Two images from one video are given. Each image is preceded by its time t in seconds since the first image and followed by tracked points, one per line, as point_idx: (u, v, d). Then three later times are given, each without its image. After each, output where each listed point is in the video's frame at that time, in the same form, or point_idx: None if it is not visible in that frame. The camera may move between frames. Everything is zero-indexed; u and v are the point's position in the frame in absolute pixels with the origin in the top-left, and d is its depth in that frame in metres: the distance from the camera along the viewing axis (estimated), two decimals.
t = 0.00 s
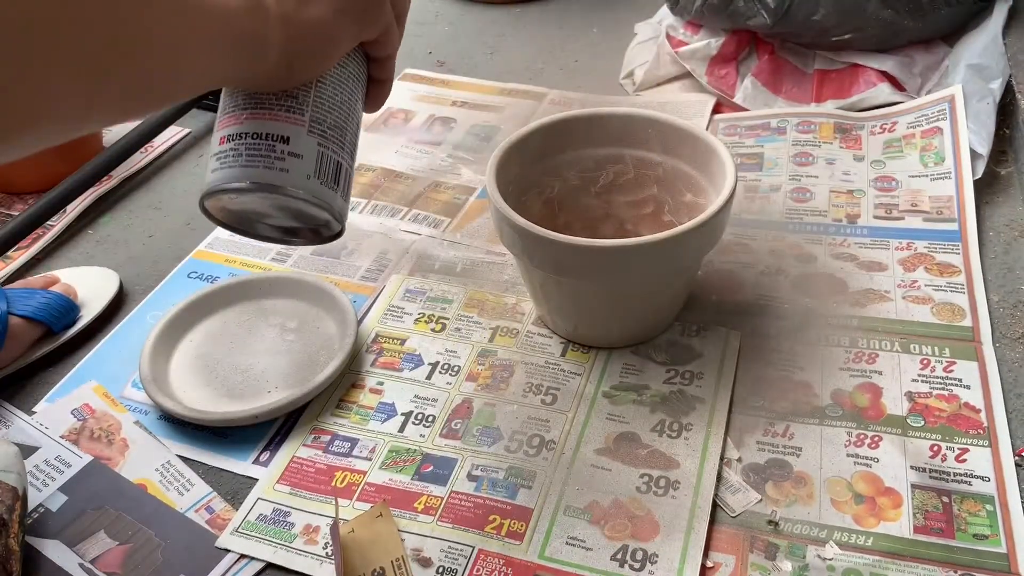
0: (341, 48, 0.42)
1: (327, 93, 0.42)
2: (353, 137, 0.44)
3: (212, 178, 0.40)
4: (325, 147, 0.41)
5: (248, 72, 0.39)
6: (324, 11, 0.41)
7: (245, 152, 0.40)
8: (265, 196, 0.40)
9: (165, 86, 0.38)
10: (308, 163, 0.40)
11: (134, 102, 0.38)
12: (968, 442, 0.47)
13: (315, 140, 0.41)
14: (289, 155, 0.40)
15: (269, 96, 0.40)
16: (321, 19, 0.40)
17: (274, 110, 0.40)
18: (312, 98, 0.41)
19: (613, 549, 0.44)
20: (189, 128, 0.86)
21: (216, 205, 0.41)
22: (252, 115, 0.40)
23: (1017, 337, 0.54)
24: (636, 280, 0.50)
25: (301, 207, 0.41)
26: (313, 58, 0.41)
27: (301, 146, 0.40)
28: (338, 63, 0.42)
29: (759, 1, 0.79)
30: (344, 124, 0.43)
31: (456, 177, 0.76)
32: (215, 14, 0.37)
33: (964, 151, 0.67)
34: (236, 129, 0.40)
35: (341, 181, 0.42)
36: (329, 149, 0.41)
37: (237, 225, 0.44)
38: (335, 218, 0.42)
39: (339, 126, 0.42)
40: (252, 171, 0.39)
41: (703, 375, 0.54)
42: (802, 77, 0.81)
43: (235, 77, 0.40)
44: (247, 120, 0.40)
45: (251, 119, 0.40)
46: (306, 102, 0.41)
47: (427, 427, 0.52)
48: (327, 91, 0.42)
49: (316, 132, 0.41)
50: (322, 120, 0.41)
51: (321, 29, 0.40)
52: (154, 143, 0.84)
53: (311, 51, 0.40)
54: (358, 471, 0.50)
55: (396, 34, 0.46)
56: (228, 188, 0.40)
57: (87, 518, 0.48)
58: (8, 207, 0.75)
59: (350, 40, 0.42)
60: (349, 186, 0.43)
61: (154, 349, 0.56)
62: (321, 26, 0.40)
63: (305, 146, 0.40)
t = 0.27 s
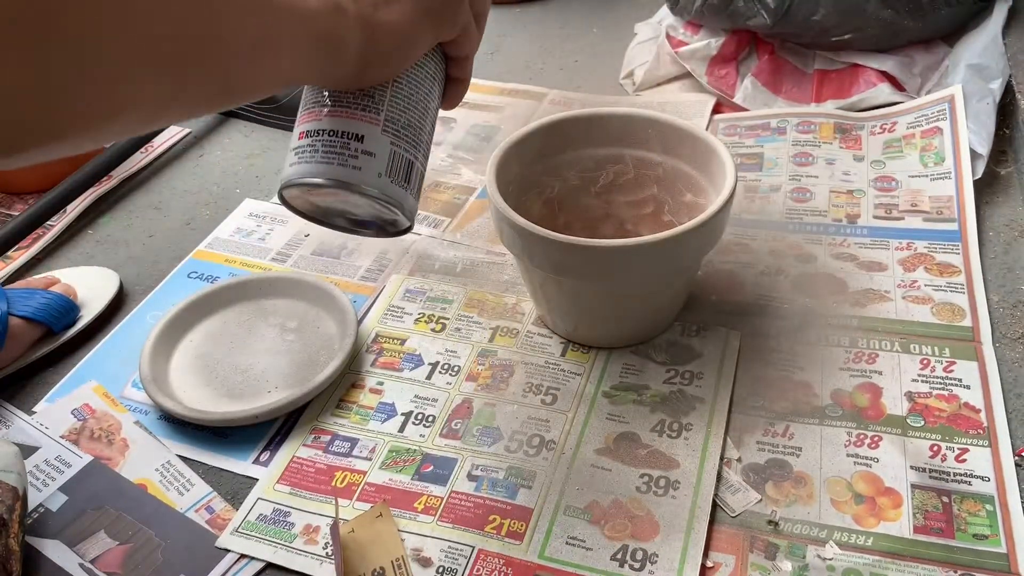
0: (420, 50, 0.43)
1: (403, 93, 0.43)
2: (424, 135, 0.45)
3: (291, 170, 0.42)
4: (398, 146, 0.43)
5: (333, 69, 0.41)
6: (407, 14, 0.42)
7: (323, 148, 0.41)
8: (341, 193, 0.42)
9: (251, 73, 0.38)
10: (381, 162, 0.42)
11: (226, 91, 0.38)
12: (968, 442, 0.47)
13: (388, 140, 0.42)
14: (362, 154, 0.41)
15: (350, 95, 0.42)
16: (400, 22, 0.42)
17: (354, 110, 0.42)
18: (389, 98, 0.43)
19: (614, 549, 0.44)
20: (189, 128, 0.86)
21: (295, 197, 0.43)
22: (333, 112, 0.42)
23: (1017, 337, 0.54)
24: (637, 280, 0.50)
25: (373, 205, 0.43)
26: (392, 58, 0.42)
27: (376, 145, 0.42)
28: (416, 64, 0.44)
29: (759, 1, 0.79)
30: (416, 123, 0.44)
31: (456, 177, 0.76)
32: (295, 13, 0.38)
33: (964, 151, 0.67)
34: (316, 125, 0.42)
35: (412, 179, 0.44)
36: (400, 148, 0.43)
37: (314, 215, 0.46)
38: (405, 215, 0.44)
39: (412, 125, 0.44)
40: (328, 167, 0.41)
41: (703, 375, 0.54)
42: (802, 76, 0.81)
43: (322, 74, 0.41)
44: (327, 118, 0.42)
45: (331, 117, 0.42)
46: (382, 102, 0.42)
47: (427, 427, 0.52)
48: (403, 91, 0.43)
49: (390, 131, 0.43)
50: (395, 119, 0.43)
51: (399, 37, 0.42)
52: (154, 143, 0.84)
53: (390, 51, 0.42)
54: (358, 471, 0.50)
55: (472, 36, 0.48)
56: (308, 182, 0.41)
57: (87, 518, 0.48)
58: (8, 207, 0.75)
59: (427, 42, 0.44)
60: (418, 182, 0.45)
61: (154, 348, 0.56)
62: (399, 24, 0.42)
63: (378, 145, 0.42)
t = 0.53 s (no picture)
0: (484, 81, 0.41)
1: (457, 120, 0.44)
2: (469, 167, 0.45)
3: (326, 163, 0.43)
4: (434, 172, 0.43)
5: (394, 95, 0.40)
6: (480, 47, 0.40)
7: (360, 154, 0.42)
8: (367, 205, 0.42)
9: (291, 99, 0.36)
10: (411, 182, 0.43)
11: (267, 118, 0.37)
12: (968, 442, 0.47)
13: (427, 163, 0.43)
14: (394, 172, 0.42)
15: (408, 113, 0.42)
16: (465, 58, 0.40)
17: (405, 125, 0.42)
18: (439, 123, 0.43)
19: (614, 549, 0.44)
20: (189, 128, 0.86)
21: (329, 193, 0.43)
22: (389, 124, 0.42)
23: (1017, 337, 0.54)
24: (636, 280, 0.50)
25: (391, 221, 0.43)
26: (455, 81, 0.40)
27: (410, 165, 0.42)
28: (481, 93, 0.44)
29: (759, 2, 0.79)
30: (463, 151, 0.45)
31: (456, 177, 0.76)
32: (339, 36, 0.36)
33: (964, 151, 0.67)
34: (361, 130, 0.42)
35: (440, 207, 0.44)
36: (436, 172, 0.43)
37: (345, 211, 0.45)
38: (425, 238, 0.44)
39: (457, 152, 0.44)
40: (361, 176, 0.42)
41: (703, 375, 0.54)
42: (802, 76, 0.81)
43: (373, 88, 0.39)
44: (378, 125, 0.42)
45: (383, 128, 0.42)
46: (432, 124, 0.43)
47: (426, 427, 0.52)
48: (459, 118, 0.44)
49: (430, 154, 0.43)
50: (441, 144, 0.43)
51: (463, 63, 0.40)
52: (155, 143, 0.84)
53: (449, 73, 0.40)
54: (358, 471, 0.50)
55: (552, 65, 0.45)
56: (337, 182, 0.42)
57: (87, 518, 0.48)
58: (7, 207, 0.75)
59: (493, 76, 0.41)
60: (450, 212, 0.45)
61: (154, 349, 0.56)
62: (462, 60, 0.40)
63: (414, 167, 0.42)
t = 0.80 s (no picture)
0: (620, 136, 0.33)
1: (582, 177, 0.35)
2: (589, 229, 0.36)
3: (421, 223, 0.34)
4: (552, 238, 0.34)
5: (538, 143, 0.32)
6: (617, 102, 0.32)
7: (469, 215, 0.33)
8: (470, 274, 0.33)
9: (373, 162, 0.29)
10: (527, 251, 0.33)
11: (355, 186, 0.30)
12: (968, 442, 0.47)
13: (546, 228, 0.33)
14: (509, 238, 0.33)
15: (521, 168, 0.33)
16: (606, 111, 0.32)
17: (516, 180, 0.33)
18: (562, 177, 0.34)
19: (614, 549, 0.44)
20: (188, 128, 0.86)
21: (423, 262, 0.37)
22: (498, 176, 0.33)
23: (1017, 336, 0.54)
24: (638, 279, 0.50)
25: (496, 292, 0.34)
26: (580, 137, 0.32)
27: (528, 230, 0.33)
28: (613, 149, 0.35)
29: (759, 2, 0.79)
30: (585, 215, 0.35)
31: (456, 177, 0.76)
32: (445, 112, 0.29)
33: (964, 151, 0.67)
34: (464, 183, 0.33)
35: (556, 279, 0.34)
36: (555, 239, 0.34)
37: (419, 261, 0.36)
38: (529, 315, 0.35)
39: (578, 217, 0.35)
40: (467, 239, 0.33)
41: (702, 375, 0.54)
42: (802, 76, 0.81)
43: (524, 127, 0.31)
44: (489, 180, 0.33)
45: (494, 183, 0.33)
46: (553, 183, 0.34)
47: (427, 427, 0.52)
48: (584, 177, 0.35)
49: (551, 218, 0.34)
50: (563, 206, 0.34)
51: (594, 117, 0.32)
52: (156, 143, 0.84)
53: (576, 134, 0.32)
54: (358, 471, 0.50)
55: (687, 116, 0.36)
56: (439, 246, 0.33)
57: (87, 517, 0.48)
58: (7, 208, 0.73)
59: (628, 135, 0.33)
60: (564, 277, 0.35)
61: (154, 349, 0.56)
62: (601, 115, 0.32)
63: (530, 232, 0.33)
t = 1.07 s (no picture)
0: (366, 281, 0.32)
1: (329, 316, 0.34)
2: (348, 355, 0.36)
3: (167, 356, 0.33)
4: (303, 372, 0.33)
5: (342, 282, 0.30)
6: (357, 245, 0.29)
7: (219, 357, 0.32)
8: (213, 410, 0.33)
9: (274, 295, 0.29)
10: (274, 388, 0.33)
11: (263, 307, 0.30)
12: (969, 442, 0.47)
13: (293, 364, 0.33)
14: (252, 376, 0.32)
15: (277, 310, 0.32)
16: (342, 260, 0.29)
17: (263, 317, 0.32)
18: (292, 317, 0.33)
19: (614, 550, 0.44)
20: (189, 127, 0.85)
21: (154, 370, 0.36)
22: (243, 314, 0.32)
23: (1018, 336, 0.54)
24: (637, 280, 0.50)
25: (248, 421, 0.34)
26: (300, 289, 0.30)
27: (278, 368, 0.33)
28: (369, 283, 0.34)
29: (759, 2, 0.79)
30: (341, 344, 0.35)
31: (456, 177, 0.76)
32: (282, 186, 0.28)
33: (964, 150, 0.67)
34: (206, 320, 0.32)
35: (310, 409, 0.35)
36: (305, 373, 0.34)
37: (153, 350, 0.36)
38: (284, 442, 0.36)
39: (331, 347, 0.34)
40: (211, 384, 0.32)
41: (703, 375, 0.54)
42: (802, 76, 0.81)
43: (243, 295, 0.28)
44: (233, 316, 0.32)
45: (240, 321, 0.32)
46: (301, 319, 0.33)
47: (426, 427, 0.52)
48: (337, 311, 0.34)
49: (301, 352, 0.33)
50: (313, 339, 0.33)
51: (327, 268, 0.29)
52: (156, 143, 0.83)
53: (312, 278, 0.29)
54: (358, 471, 0.49)
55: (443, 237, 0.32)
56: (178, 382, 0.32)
57: (87, 518, 0.48)
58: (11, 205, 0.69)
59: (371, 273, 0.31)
60: (320, 410, 0.36)
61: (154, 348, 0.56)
62: (337, 268, 0.29)
63: (275, 370, 0.32)
